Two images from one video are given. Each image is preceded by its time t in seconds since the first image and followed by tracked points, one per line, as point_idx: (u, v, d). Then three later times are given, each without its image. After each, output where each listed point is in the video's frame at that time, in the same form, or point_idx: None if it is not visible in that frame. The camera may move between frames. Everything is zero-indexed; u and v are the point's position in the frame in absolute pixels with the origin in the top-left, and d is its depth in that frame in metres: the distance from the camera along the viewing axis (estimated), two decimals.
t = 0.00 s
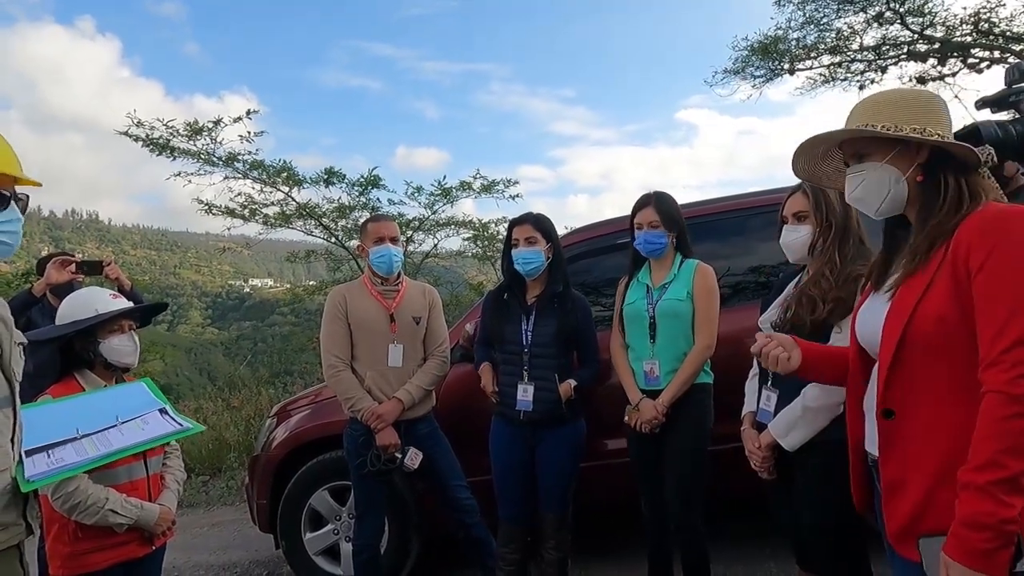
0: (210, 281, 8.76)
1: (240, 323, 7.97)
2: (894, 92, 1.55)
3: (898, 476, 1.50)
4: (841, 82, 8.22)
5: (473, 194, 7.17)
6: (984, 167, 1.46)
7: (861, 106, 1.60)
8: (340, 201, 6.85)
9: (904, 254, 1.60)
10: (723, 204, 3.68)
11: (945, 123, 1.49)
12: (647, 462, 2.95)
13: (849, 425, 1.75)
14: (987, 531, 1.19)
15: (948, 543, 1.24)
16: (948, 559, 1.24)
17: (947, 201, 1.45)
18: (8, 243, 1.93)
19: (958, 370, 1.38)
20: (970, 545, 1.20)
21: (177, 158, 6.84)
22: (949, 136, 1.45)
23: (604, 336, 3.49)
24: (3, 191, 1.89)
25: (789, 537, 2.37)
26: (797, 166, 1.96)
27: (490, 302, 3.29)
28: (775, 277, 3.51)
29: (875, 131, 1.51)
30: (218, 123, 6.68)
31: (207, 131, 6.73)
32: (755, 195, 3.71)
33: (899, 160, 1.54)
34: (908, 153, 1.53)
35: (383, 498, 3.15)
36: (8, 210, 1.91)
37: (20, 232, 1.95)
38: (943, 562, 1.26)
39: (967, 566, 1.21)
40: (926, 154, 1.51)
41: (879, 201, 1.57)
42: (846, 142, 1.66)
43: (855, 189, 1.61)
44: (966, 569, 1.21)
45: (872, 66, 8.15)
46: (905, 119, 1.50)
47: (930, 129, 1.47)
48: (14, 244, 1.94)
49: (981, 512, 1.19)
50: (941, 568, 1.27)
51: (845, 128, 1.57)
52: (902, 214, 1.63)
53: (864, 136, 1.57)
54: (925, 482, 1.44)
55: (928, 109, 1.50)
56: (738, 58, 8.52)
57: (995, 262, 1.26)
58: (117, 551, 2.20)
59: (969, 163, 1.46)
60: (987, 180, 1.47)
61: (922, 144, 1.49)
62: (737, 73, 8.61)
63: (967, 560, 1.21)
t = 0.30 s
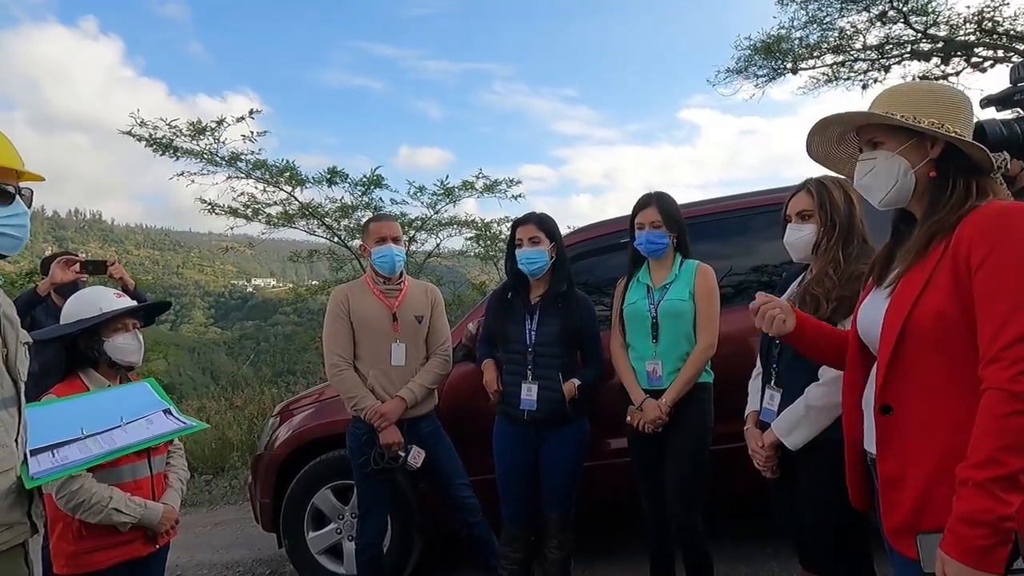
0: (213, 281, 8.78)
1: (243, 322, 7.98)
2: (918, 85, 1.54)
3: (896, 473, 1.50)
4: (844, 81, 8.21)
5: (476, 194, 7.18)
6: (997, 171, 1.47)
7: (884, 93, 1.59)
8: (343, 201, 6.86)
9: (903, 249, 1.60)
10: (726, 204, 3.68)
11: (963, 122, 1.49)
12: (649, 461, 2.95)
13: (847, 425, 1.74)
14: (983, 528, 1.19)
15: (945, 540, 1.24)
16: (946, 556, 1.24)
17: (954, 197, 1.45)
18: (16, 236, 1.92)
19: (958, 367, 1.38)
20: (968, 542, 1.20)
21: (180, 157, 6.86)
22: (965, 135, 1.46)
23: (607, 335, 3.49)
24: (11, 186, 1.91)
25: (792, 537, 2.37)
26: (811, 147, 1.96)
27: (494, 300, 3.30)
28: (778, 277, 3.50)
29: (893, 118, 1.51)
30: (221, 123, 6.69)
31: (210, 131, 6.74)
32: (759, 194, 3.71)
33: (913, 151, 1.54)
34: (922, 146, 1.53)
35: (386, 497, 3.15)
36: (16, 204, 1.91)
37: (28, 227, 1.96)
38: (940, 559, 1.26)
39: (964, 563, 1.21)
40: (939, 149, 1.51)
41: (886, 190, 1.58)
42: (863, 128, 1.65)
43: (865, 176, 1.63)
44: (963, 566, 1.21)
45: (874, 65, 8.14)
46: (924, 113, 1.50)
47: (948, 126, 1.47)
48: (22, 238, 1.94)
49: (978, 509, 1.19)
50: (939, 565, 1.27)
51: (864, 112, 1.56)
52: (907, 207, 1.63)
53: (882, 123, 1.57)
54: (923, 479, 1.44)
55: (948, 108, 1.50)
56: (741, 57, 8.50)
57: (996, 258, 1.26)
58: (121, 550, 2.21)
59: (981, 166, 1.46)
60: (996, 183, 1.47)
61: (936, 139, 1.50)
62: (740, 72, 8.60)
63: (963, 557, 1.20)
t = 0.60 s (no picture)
0: (219, 281, 8.81)
1: (248, 322, 8.01)
2: (931, 82, 1.53)
3: (904, 474, 1.49)
4: (851, 81, 8.17)
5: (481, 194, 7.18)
6: (1012, 169, 1.46)
7: (898, 90, 1.59)
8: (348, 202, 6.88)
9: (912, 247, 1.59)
10: (732, 204, 3.67)
11: (977, 119, 1.48)
12: (654, 461, 2.94)
13: (850, 425, 1.74)
14: (992, 528, 1.18)
15: (954, 540, 1.23)
16: (953, 556, 1.23)
17: (966, 197, 1.45)
18: (22, 235, 1.92)
19: (968, 367, 1.38)
20: (978, 543, 1.19)
21: (186, 158, 6.88)
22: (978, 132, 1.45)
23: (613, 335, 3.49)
24: (14, 185, 1.91)
25: (798, 538, 2.36)
26: (822, 142, 1.95)
27: (500, 301, 3.30)
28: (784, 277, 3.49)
29: (905, 115, 1.50)
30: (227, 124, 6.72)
31: (217, 132, 6.77)
32: (765, 194, 3.69)
33: (925, 149, 1.53)
34: (934, 143, 1.52)
35: (392, 497, 3.15)
36: (19, 202, 1.91)
37: (33, 225, 1.96)
38: (948, 559, 1.25)
39: (973, 563, 1.20)
40: (952, 146, 1.50)
41: (897, 188, 1.57)
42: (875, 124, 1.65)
43: (875, 174, 1.62)
44: (971, 566, 1.20)
45: (881, 65, 8.10)
46: (938, 110, 1.49)
47: (961, 123, 1.46)
48: (28, 236, 1.94)
49: (988, 510, 1.18)
50: (946, 565, 1.27)
51: (877, 108, 1.55)
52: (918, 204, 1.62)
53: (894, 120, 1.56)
54: (932, 480, 1.43)
55: (961, 105, 1.48)
56: (747, 57, 8.48)
57: (1007, 257, 1.26)
58: (128, 549, 2.22)
59: (994, 163, 1.45)
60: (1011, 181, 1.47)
61: (949, 136, 1.49)
62: (746, 72, 8.57)
63: (973, 558, 1.20)
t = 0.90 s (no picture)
0: (217, 279, 8.81)
1: (246, 320, 8.00)
2: (914, 81, 1.54)
3: (911, 474, 1.49)
4: (849, 79, 8.17)
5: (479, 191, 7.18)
6: (1001, 163, 1.46)
7: (881, 92, 1.59)
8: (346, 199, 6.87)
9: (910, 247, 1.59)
10: (730, 201, 3.67)
11: (963, 115, 1.48)
12: (653, 459, 2.94)
13: (855, 425, 1.74)
14: (1003, 527, 1.18)
15: (964, 540, 1.23)
16: (963, 556, 1.23)
17: (957, 196, 1.45)
18: (19, 230, 1.91)
19: (972, 365, 1.38)
20: (987, 542, 1.19)
21: (184, 155, 6.87)
22: (965, 129, 1.45)
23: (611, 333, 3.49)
24: (12, 181, 1.90)
25: (796, 535, 2.36)
26: (809, 147, 1.96)
27: (498, 298, 3.29)
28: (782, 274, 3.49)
29: (892, 117, 1.51)
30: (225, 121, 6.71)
31: (215, 129, 6.75)
32: (764, 191, 3.70)
33: (913, 149, 1.54)
34: (922, 143, 1.53)
35: (390, 494, 3.15)
36: (16, 198, 1.90)
37: (30, 221, 1.95)
38: (958, 559, 1.25)
39: (983, 562, 1.20)
40: (940, 145, 1.51)
41: (887, 189, 1.57)
42: (861, 126, 1.65)
43: (864, 176, 1.62)
44: (981, 565, 1.20)
45: (879, 62, 8.10)
46: (924, 109, 1.50)
47: (946, 121, 1.46)
48: (25, 232, 1.93)
49: (997, 509, 1.18)
50: (956, 564, 1.26)
51: (864, 111, 1.56)
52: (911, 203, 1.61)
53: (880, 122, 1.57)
54: (939, 480, 1.43)
55: (946, 102, 1.49)
56: (745, 55, 8.47)
57: (1007, 255, 1.26)
58: (126, 546, 2.22)
59: (981, 159, 1.45)
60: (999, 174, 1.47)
61: (936, 135, 1.50)
62: (744, 69, 8.57)
63: (984, 558, 1.19)
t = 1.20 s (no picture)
0: (217, 281, 8.80)
1: (246, 322, 8.00)
2: (907, 88, 1.55)
3: (916, 478, 1.49)
4: (848, 81, 8.18)
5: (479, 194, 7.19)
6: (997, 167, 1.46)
7: (874, 98, 1.61)
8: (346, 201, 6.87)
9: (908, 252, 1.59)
10: (729, 204, 3.67)
11: (958, 120, 1.49)
12: (653, 462, 2.94)
13: (859, 428, 1.74)
14: (1007, 531, 1.18)
15: (969, 543, 1.23)
16: (968, 559, 1.23)
17: (951, 200, 1.45)
18: (20, 234, 1.91)
19: (973, 368, 1.38)
20: (991, 545, 1.19)
21: (184, 158, 6.88)
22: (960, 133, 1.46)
23: (610, 336, 3.49)
24: (13, 185, 1.91)
25: (797, 538, 2.36)
26: (805, 156, 1.97)
27: (499, 301, 3.29)
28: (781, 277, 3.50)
29: (887, 122, 1.52)
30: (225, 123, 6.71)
31: (215, 131, 6.75)
32: (763, 194, 3.70)
33: (909, 154, 1.54)
34: (918, 148, 1.54)
35: (390, 497, 3.15)
36: (17, 201, 1.90)
37: (31, 224, 1.95)
38: (963, 562, 1.25)
39: (986, 566, 1.20)
40: (935, 149, 1.51)
41: (884, 194, 1.58)
42: (857, 133, 1.67)
43: (861, 182, 1.62)
44: (985, 569, 1.20)
45: (878, 65, 8.11)
46: (918, 114, 1.51)
47: (941, 126, 1.47)
48: (25, 236, 1.93)
49: (1001, 512, 1.18)
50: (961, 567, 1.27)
51: (859, 116, 1.58)
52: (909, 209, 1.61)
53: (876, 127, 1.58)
54: (943, 483, 1.43)
55: (940, 108, 1.50)
56: (744, 58, 8.49)
57: (1004, 258, 1.26)
58: (124, 549, 2.21)
59: (977, 162, 1.46)
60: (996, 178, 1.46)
61: (932, 140, 1.50)
62: (743, 72, 8.58)
63: (989, 562, 1.19)
